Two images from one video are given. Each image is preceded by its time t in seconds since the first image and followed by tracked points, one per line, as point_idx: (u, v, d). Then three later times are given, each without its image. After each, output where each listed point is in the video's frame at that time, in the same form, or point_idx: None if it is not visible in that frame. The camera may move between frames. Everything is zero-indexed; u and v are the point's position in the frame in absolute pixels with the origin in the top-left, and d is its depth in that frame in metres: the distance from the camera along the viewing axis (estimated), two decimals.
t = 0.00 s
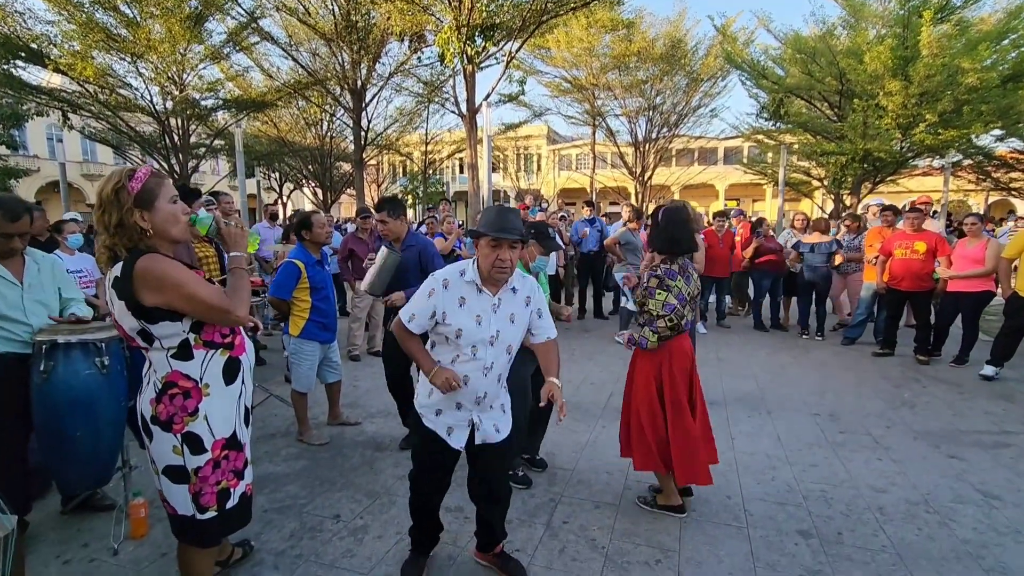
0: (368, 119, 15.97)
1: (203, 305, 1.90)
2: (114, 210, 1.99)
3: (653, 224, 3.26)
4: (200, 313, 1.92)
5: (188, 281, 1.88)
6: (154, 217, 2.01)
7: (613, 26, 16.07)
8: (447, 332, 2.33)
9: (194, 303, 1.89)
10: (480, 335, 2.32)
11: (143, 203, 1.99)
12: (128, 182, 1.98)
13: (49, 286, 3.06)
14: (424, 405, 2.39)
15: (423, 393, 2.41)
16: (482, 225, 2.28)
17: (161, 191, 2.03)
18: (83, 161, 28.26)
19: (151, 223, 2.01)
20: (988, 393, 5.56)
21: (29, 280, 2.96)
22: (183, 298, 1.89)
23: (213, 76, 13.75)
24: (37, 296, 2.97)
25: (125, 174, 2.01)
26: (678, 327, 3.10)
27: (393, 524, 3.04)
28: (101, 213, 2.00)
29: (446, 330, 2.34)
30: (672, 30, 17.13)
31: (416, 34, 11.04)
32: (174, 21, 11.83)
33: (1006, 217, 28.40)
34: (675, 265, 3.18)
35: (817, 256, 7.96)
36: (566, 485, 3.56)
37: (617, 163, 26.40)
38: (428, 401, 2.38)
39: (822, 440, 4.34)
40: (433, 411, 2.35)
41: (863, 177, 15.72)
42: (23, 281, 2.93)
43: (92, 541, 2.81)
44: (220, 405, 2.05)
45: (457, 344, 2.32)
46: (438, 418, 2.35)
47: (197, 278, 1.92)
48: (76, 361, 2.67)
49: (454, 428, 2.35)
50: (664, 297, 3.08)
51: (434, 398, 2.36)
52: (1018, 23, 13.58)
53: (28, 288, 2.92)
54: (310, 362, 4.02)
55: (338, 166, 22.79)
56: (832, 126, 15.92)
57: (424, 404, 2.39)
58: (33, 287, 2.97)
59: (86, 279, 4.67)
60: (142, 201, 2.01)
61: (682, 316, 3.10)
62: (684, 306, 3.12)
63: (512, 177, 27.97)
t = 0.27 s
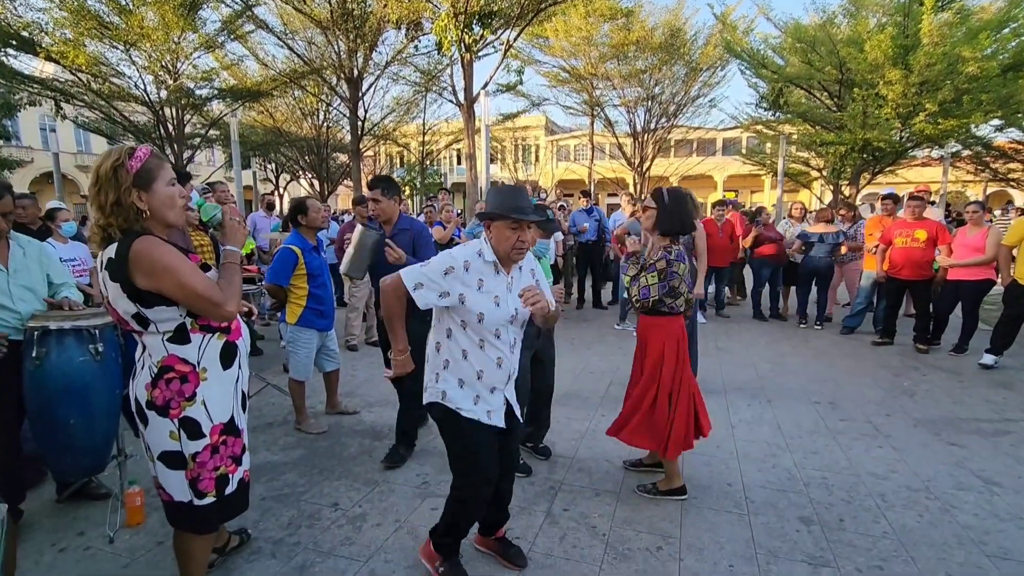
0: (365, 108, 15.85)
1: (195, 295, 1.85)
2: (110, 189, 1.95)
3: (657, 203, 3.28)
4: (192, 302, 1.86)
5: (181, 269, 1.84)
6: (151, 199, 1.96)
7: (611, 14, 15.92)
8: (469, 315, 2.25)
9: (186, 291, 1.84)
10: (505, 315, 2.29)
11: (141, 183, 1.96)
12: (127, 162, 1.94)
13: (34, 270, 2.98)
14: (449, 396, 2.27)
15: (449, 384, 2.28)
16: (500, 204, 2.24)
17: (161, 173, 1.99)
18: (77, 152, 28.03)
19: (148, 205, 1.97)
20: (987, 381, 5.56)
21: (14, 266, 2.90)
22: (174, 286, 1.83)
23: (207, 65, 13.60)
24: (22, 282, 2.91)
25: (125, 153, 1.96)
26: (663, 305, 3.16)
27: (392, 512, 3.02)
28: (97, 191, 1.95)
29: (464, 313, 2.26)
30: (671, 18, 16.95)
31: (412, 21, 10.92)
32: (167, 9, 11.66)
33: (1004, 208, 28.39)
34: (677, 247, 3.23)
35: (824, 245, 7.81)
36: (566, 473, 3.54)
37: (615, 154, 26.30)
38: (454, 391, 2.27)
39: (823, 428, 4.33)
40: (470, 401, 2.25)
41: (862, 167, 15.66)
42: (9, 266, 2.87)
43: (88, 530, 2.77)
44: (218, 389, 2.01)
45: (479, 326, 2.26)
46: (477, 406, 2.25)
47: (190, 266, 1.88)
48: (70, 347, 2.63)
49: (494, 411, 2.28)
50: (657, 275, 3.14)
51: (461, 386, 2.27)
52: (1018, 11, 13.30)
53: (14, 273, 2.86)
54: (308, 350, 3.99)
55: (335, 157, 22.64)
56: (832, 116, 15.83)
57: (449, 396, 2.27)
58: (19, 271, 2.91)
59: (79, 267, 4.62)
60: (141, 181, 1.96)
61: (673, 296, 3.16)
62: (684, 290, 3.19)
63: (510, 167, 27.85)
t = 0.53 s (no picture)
0: (363, 103, 15.78)
1: (189, 291, 1.82)
2: (102, 180, 1.91)
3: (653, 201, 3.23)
4: (184, 299, 1.83)
5: (177, 263, 1.81)
6: (145, 192, 1.94)
7: (610, 9, 15.84)
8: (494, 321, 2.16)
9: (178, 287, 1.81)
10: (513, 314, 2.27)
11: (135, 176, 1.92)
12: (122, 153, 1.91)
13: (26, 263, 2.96)
14: (469, 410, 2.18)
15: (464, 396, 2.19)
16: (507, 205, 2.20)
17: (155, 167, 1.96)
18: (73, 147, 27.91)
19: (141, 198, 1.94)
20: (985, 377, 5.55)
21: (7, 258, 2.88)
22: (168, 281, 1.80)
23: (203, 60, 13.50)
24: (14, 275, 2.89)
25: (118, 144, 1.92)
26: (664, 307, 3.12)
27: (387, 508, 3.00)
28: (88, 182, 1.91)
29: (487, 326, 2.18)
30: (670, 13, 16.85)
31: (410, 16, 10.85)
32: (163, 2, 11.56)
33: (1002, 205, 28.43)
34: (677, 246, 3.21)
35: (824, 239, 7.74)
36: (562, 469, 3.52)
37: (614, 150, 26.25)
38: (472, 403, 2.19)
39: (820, 424, 4.32)
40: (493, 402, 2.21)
41: (860, 163, 15.63)
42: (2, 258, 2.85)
43: (80, 528, 2.74)
44: (212, 384, 1.99)
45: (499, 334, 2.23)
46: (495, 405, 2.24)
47: (186, 261, 1.85)
48: (60, 342, 2.59)
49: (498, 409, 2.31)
50: (659, 278, 3.09)
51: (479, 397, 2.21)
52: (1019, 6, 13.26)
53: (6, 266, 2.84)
54: (305, 345, 3.97)
55: (332, 152, 22.56)
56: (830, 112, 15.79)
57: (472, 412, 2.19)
58: (11, 265, 2.88)
59: (73, 263, 4.57)
60: (134, 174, 1.93)
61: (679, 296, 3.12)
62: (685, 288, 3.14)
63: (508, 163, 27.78)
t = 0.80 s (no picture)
0: (365, 104, 15.79)
1: (195, 291, 1.84)
2: (103, 183, 1.91)
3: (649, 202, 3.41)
4: (190, 298, 1.85)
5: (181, 264, 1.82)
6: (147, 195, 1.95)
7: (612, 10, 15.84)
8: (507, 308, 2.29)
9: (183, 286, 1.82)
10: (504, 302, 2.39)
11: (137, 178, 1.94)
12: (126, 156, 1.92)
13: (31, 265, 2.97)
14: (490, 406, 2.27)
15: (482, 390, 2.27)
16: (503, 204, 2.27)
17: (157, 170, 1.98)
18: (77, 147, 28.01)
19: (142, 201, 1.95)
20: (987, 380, 5.54)
21: (13, 259, 2.89)
22: (173, 282, 1.82)
23: (207, 60, 13.54)
24: (20, 276, 2.90)
25: (120, 147, 1.93)
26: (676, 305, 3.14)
27: (386, 510, 3.00)
28: (90, 184, 1.91)
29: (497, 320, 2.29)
30: (672, 14, 16.85)
31: (412, 17, 10.86)
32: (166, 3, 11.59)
33: (1006, 207, 28.35)
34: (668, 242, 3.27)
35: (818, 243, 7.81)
36: (562, 472, 3.52)
37: (616, 150, 26.24)
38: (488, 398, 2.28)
39: (821, 427, 4.31)
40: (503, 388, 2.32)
41: (863, 164, 15.58)
42: (8, 259, 2.86)
43: (80, 528, 2.75)
44: (213, 386, 1.99)
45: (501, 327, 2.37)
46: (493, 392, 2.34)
47: (190, 262, 1.87)
48: (60, 344, 2.60)
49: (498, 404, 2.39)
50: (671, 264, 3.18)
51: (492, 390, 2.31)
52: None
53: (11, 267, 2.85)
54: (308, 346, 3.98)
55: (334, 153, 22.59)
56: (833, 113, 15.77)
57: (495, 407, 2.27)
58: (16, 264, 2.89)
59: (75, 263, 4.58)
60: (137, 177, 1.94)
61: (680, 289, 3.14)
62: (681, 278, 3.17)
63: (510, 164, 27.79)
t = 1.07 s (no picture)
0: (373, 108, 15.88)
1: (208, 291, 1.88)
2: (114, 187, 1.95)
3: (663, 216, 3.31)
4: (204, 297, 1.89)
5: (194, 265, 1.86)
6: (157, 199, 1.99)
7: (619, 14, 15.87)
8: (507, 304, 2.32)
9: (198, 287, 1.86)
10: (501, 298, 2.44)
11: (147, 183, 1.97)
12: (136, 162, 1.96)
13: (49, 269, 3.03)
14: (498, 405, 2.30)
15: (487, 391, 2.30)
16: (494, 207, 2.29)
17: (166, 175, 2.02)
18: (89, 150, 28.33)
19: (153, 205, 1.98)
20: (996, 386, 5.49)
21: (30, 263, 2.95)
22: (187, 282, 1.85)
23: (217, 65, 13.67)
24: (37, 280, 2.95)
25: (130, 154, 1.97)
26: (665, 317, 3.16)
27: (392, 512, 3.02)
28: (101, 190, 1.95)
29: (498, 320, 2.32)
30: (680, 18, 16.87)
31: (420, 21, 10.93)
32: (177, 8, 11.72)
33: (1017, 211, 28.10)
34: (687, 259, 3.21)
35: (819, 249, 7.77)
36: (567, 475, 3.53)
37: (623, 154, 26.24)
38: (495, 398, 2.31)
39: (827, 432, 4.29)
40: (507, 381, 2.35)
41: (872, 168, 15.51)
42: (25, 263, 2.92)
43: (91, 527, 2.79)
44: (223, 387, 2.02)
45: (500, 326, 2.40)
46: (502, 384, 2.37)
47: (202, 262, 1.91)
48: (72, 346, 2.64)
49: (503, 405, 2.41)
50: (663, 290, 3.12)
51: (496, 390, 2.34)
52: None
53: (29, 271, 2.90)
54: (319, 347, 4.01)
55: (342, 156, 22.73)
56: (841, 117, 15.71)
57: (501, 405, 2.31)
58: (34, 268, 2.95)
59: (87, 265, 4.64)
60: (147, 182, 1.98)
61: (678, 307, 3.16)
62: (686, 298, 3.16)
63: (517, 167, 27.86)
